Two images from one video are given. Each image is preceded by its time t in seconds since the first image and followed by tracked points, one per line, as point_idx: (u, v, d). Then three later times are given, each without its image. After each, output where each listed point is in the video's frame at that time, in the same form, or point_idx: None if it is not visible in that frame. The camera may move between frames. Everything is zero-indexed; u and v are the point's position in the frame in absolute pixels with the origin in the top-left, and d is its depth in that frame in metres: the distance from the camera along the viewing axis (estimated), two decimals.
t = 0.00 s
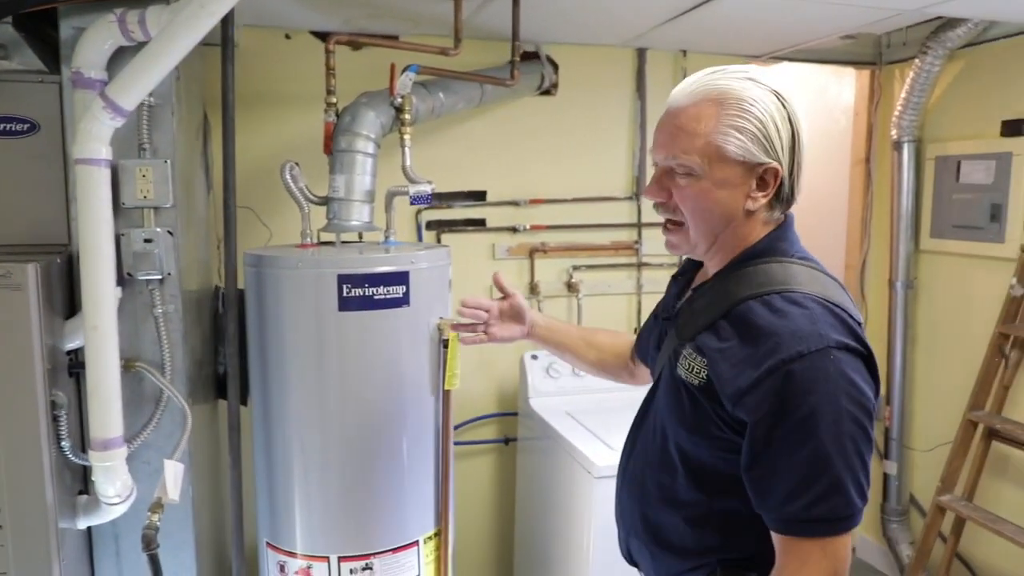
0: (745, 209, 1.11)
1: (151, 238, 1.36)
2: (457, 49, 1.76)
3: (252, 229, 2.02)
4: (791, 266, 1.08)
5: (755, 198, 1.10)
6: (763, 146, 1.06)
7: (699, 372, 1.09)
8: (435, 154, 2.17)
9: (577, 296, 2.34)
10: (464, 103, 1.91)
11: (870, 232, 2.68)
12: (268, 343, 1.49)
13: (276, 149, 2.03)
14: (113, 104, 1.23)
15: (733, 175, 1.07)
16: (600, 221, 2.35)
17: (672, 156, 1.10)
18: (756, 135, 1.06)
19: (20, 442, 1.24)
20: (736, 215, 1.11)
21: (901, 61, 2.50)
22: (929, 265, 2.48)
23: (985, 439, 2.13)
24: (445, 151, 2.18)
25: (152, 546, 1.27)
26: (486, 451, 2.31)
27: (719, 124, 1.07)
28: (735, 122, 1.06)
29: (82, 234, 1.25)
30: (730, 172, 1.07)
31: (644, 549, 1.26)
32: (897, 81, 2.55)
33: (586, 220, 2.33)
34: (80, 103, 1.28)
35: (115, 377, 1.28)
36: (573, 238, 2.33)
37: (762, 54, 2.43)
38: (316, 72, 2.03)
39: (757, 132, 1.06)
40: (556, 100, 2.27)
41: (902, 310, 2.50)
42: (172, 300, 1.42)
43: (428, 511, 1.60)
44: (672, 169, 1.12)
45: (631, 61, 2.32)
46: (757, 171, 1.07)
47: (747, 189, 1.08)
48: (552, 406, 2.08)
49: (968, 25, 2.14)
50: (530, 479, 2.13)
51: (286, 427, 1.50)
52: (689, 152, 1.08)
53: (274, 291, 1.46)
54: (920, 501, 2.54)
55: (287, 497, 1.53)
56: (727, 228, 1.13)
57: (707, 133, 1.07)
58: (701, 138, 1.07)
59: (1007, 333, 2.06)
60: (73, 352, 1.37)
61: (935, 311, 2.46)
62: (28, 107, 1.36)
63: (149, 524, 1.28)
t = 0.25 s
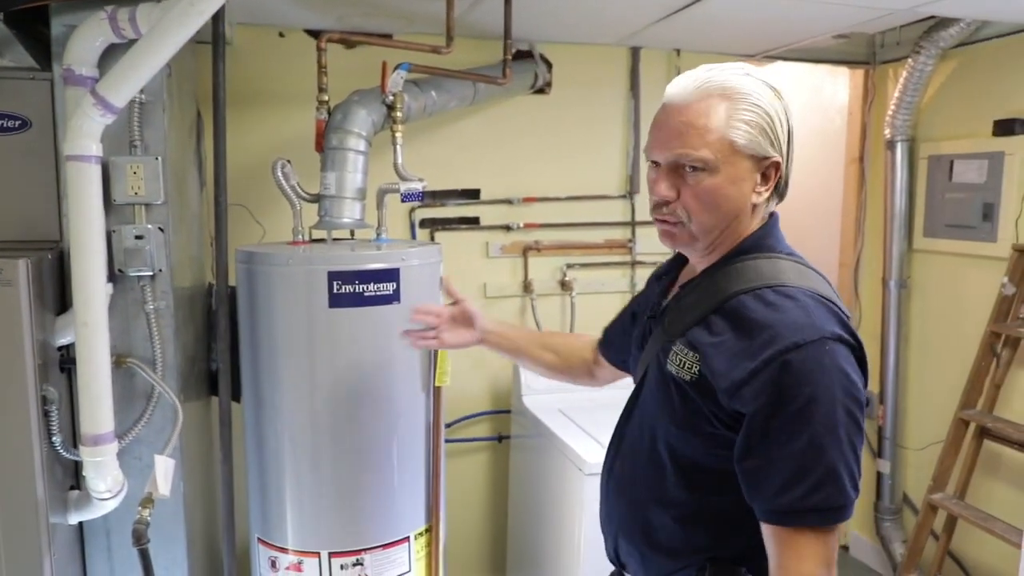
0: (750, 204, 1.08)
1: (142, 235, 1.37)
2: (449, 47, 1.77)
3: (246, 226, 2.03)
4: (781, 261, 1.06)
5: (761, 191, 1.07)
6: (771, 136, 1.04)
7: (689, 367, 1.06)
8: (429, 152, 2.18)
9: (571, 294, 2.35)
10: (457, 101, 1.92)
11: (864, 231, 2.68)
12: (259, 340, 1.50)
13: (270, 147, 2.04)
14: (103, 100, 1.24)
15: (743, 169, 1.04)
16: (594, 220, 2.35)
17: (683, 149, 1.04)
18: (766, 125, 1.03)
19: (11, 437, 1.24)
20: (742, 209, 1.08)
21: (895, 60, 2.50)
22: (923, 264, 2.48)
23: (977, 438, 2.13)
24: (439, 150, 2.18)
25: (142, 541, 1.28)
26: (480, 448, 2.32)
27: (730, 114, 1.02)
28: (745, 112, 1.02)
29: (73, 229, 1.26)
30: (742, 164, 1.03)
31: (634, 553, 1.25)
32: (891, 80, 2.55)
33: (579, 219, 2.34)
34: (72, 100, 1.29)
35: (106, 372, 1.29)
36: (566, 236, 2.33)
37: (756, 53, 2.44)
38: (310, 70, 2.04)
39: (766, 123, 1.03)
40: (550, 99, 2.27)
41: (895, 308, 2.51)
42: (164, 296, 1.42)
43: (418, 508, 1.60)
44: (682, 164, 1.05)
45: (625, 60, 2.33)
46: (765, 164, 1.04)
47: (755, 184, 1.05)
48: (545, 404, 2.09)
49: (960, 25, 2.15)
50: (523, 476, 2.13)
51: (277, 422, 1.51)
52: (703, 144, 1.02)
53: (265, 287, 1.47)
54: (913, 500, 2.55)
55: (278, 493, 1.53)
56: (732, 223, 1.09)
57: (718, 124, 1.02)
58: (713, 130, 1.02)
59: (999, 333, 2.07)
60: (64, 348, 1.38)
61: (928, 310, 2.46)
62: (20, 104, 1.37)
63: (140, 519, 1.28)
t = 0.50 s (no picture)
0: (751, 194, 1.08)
1: (146, 230, 1.37)
2: (452, 44, 1.77)
3: (248, 223, 2.03)
4: (773, 244, 1.05)
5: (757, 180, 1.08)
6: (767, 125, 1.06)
7: (710, 350, 1.02)
8: (431, 150, 2.18)
9: (573, 292, 2.34)
10: (460, 98, 1.91)
11: (865, 230, 2.69)
12: (262, 337, 1.50)
13: (272, 144, 2.04)
14: (107, 96, 1.24)
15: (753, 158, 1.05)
16: (596, 218, 2.35)
17: (706, 137, 1.01)
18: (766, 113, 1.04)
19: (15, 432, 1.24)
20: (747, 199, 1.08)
21: (897, 59, 2.50)
22: (925, 263, 2.48)
23: (979, 437, 2.14)
24: (441, 147, 2.18)
25: (145, 536, 1.28)
26: (481, 446, 2.32)
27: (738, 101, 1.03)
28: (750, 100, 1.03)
29: (77, 225, 1.26)
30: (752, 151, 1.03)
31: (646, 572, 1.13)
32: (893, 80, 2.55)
33: (582, 217, 2.34)
34: (76, 95, 1.29)
35: (110, 367, 1.29)
36: (569, 235, 2.33)
37: (759, 52, 2.43)
38: (313, 67, 2.04)
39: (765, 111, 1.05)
40: (553, 97, 2.27)
41: (897, 308, 2.51)
42: (167, 292, 1.42)
43: (421, 505, 1.60)
44: (706, 153, 1.02)
45: (628, 58, 2.33)
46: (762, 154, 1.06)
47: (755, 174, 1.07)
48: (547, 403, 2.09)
49: (963, 23, 2.15)
50: (525, 474, 2.14)
51: (280, 418, 1.51)
52: (722, 131, 1.01)
53: (269, 283, 1.47)
54: (914, 499, 2.55)
55: (281, 490, 1.53)
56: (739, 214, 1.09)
57: (731, 111, 1.02)
58: (728, 116, 1.02)
59: (1001, 331, 2.07)
60: (67, 343, 1.38)
61: (930, 310, 2.46)
62: (24, 100, 1.37)
63: (143, 514, 1.29)
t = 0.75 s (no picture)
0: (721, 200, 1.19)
1: (162, 231, 1.37)
2: (465, 45, 1.76)
3: (261, 224, 2.03)
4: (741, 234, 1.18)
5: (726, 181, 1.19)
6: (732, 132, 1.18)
7: (730, 332, 1.10)
8: (443, 150, 2.18)
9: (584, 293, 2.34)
10: (472, 99, 1.91)
11: (877, 233, 2.67)
12: (276, 338, 1.50)
13: (284, 145, 2.04)
14: (124, 96, 1.24)
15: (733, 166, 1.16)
16: (607, 219, 2.35)
17: (719, 138, 1.09)
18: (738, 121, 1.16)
19: (31, 433, 1.24)
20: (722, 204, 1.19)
21: (909, 60, 2.49)
22: (936, 264, 2.47)
23: (992, 439, 2.13)
24: (453, 148, 2.18)
25: (162, 537, 1.28)
26: (492, 447, 2.32)
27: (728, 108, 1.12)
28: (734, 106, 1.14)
29: (94, 226, 1.26)
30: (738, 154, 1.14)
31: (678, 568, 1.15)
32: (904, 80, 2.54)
33: (593, 218, 2.34)
34: (92, 96, 1.29)
35: (126, 368, 1.29)
36: (579, 235, 2.33)
37: (770, 53, 2.43)
38: (325, 68, 2.04)
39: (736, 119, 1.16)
40: (564, 98, 2.27)
41: (908, 309, 2.50)
42: (183, 292, 1.43)
43: (434, 506, 1.60)
44: (717, 153, 1.10)
45: (639, 59, 2.32)
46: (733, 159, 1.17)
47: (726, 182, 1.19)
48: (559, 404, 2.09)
49: (977, 24, 2.14)
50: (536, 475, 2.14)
51: (294, 419, 1.51)
52: (725, 133, 1.11)
53: (283, 284, 1.47)
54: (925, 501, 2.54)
55: (295, 490, 1.53)
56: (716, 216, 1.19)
57: (726, 116, 1.12)
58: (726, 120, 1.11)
59: (1014, 333, 2.06)
60: (83, 344, 1.38)
61: (942, 311, 2.45)
62: (39, 100, 1.37)
63: (159, 515, 1.29)
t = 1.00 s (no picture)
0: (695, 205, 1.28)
1: (174, 231, 1.38)
2: (473, 46, 1.77)
3: (268, 224, 2.04)
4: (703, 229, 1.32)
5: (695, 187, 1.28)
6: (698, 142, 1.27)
7: (733, 317, 1.22)
8: (449, 151, 2.19)
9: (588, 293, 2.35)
10: (479, 99, 1.92)
11: (880, 232, 2.67)
12: (285, 337, 1.51)
13: (291, 146, 2.05)
14: (137, 97, 1.25)
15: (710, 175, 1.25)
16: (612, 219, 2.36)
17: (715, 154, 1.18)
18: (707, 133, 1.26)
19: (45, 430, 1.25)
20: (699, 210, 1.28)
21: (912, 60, 2.50)
22: (940, 264, 2.48)
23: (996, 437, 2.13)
24: (459, 149, 2.19)
25: (174, 534, 1.28)
26: (497, 447, 2.33)
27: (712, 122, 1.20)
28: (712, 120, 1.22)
29: (108, 225, 1.27)
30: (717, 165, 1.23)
31: (707, 552, 1.23)
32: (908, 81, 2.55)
33: (597, 218, 2.35)
34: (104, 96, 1.30)
35: (139, 366, 1.30)
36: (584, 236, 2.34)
37: (774, 53, 2.44)
38: (332, 69, 2.05)
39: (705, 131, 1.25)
40: (569, 98, 2.28)
41: (912, 309, 2.51)
42: (194, 291, 1.44)
43: (442, 504, 1.61)
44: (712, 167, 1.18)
45: (644, 60, 2.33)
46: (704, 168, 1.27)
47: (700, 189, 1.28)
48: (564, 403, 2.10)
49: (980, 24, 2.15)
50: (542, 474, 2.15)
51: (303, 417, 1.52)
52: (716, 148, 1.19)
53: (293, 284, 1.48)
54: (929, 500, 2.55)
55: (304, 488, 1.54)
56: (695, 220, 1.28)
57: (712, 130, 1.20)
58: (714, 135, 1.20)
59: (1018, 332, 2.07)
60: (95, 343, 1.39)
61: (946, 311, 2.46)
62: (51, 101, 1.38)
63: (171, 512, 1.29)
